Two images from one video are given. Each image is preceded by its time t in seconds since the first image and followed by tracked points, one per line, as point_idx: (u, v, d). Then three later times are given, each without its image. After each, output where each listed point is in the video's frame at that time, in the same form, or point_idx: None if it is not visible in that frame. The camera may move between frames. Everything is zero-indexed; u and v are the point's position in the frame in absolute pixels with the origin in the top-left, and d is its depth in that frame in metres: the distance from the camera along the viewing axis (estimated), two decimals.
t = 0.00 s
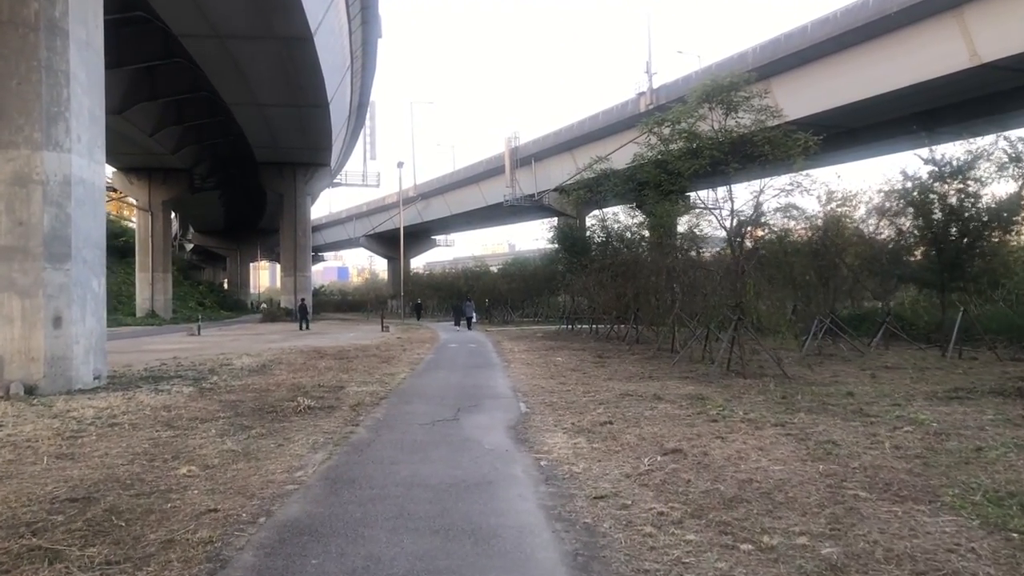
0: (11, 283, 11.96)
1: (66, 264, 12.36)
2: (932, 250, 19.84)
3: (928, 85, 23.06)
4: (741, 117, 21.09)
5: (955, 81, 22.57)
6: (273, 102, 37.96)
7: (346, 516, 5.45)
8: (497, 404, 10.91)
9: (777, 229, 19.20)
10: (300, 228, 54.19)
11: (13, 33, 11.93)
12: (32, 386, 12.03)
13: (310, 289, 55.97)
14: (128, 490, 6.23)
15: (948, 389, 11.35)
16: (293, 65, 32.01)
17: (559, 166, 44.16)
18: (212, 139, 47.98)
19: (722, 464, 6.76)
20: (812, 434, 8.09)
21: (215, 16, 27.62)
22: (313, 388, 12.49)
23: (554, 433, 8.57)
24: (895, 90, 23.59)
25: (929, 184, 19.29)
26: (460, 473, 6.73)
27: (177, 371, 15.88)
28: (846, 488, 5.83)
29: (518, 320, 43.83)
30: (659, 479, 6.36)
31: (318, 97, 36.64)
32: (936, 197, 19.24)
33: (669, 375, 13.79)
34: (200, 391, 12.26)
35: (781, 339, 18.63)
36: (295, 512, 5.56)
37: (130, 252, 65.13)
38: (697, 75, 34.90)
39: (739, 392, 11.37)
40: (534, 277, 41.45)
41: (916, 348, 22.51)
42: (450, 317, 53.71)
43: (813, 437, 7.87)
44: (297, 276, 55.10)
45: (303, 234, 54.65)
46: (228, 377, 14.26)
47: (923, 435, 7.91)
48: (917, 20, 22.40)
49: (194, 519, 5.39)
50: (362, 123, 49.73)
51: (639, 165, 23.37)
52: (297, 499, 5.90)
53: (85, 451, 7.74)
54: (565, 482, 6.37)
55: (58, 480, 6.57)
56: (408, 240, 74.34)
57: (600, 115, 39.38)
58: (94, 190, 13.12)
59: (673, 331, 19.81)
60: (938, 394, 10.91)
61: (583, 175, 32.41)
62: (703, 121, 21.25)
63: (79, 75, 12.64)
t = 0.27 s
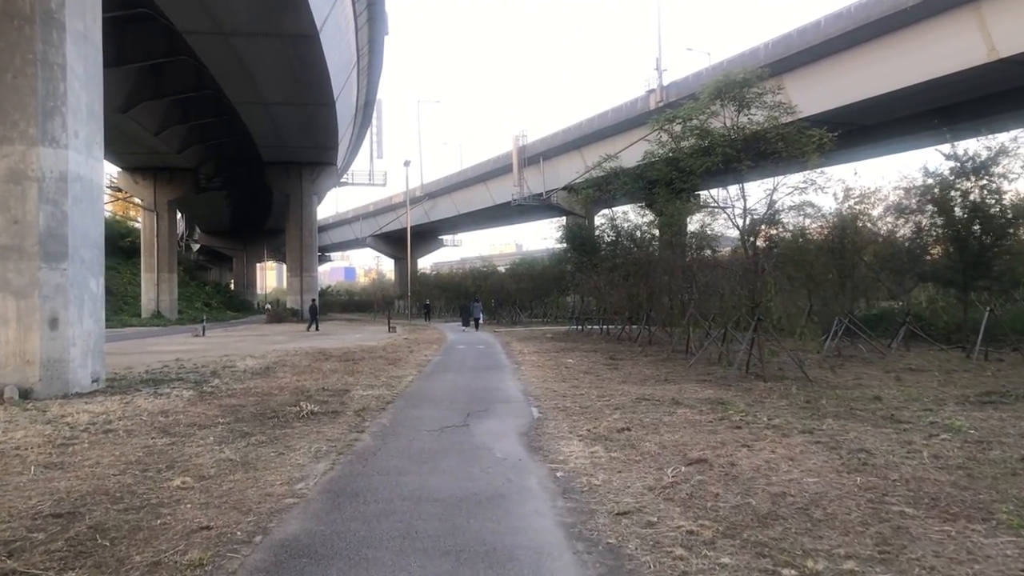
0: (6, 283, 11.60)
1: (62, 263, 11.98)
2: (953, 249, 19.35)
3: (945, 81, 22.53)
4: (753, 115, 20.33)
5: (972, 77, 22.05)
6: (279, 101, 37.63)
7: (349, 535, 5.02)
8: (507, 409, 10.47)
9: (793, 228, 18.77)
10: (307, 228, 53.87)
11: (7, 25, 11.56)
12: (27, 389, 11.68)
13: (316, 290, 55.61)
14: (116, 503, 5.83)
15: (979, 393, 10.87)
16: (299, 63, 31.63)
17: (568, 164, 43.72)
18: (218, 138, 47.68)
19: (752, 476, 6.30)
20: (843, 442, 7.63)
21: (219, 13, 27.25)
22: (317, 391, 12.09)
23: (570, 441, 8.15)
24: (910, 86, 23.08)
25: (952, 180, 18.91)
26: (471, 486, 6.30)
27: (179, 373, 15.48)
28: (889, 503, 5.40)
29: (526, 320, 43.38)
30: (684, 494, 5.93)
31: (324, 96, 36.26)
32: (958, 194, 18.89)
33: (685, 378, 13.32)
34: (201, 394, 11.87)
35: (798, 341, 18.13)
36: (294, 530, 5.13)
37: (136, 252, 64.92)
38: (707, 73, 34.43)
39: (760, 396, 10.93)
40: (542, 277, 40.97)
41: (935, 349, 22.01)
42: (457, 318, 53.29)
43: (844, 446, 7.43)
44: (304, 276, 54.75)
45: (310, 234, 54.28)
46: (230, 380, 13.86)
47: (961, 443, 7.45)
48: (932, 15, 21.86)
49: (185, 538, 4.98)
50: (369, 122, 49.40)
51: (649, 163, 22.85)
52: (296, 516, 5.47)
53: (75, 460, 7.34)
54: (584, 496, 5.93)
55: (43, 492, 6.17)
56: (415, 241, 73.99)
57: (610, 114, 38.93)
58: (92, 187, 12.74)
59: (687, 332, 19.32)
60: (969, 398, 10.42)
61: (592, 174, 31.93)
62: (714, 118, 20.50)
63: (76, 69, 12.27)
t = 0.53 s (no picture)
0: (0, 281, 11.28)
1: (59, 260, 11.65)
2: (970, 249, 18.98)
3: (958, 79, 22.04)
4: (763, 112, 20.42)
5: (986, 74, 21.57)
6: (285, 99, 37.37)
7: (348, 550, 4.66)
8: (516, 411, 10.12)
9: (803, 227, 19.16)
10: (313, 227, 53.61)
11: (4, 15, 11.24)
12: (22, 389, 11.36)
13: (322, 289, 55.34)
14: (103, 512, 5.49)
15: (1006, 397, 10.48)
16: (305, 60, 31.33)
17: (575, 163, 43.35)
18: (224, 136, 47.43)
19: (778, 486, 5.92)
20: (871, 448, 7.24)
21: (225, 8, 26.95)
22: (319, 392, 11.74)
23: (582, 445, 7.77)
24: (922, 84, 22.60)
25: (969, 178, 18.58)
26: (479, 495, 5.92)
27: (179, 373, 15.15)
28: (930, 518, 5.01)
29: (533, 320, 43.04)
30: (707, 505, 5.55)
31: (330, 93, 35.94)
32: (975, 193, 18.55)
33: (698, 379, 12.97)
34: (200, 395, 11.54)
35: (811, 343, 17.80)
36: (290, 544, 4.79)
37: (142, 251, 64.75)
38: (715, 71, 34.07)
39: (778, 399, 10.53)
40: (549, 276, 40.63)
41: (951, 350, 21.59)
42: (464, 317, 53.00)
43: (872, 452, 7.04)
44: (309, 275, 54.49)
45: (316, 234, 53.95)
46: (231, 380, 13.52)
47: (995, 451, 7.05)
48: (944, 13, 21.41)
49: (171, 552, 4.62)
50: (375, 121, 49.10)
51: (658, 162, 22.56)
52: (293, 528, 5.10)
53: (64, 465, 7.01)
54: (599, 507, 5.55)
55: (25, 501, 5.81)
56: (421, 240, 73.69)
57: (617, 112, 38.51)
58: (91, 182, 12.42)
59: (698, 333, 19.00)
60: (997, 402, 10.04)
61: (599, 173, 31.61)
62: (722, 117, 20.50)
63: (74, 60, 11.94)
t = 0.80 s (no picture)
0: None
1: (43, 261, 11.23)
2: (980, 247, 18.58)
3: (964, 76, 21.55)
4: (766, 110, 19.86)
5: (993, 71, 21.10)
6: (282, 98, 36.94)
7: None
8: (519, 418, 9.69)
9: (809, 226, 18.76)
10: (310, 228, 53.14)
11: None
12: (4, 395, 10.93)
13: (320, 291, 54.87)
14: (74, 534, 5.07)
15: None
16: (301, 58, 30.90)
17: (574, 163, 42.92)
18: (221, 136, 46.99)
19: (804, 502, 5.49)
20: (898, 459, 6.82)
21: (219, 5, 26.51)
22: (314, 398, 11.30)
23: (590, 456, 7.34)
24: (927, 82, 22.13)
25: (980, 175, 18.19)
26: (483, 514, 5.48)
27: (171, 378, 14.72)
28: (974, 540, 4.59)
29: (533, 322, 42.59)
30: (730, 525, 5.12)
31: (327, 92, 35.49)
32: (985, 190, 18.16)
33: (705, 384, 12.55)
34: (190, 402, 11.10)
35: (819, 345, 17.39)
36: (275, 572, 4.34)
37: (138, 252, 64.29)
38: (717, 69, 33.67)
39: (792, 404, 10.11)
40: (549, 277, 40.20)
41: (961, 351, 21.17)
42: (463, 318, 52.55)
43: (900, 463, 6.60)
44: (307, 277, 54.04)
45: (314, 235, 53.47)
46: (223, 385, 13.09)
47: None
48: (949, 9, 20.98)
49: None
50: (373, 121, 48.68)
51: (660, 162, 22.17)
52: (280, 554, 4.66)
53: (40, 479, 6.58)
54: (612, 528, 5.12)
55: None
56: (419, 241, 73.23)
57: (617, 111, 38.07)
58: (77, 181, 11.99)
59: (703, 335, 18.61)
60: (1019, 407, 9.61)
61: (599, 172, 31.19)
62: (725, 116, 20.04)
63: (59, 54, 11.52)
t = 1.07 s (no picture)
0: None
1: (46, 258, 10.91)
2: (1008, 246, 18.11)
3: (988, 72, 20.93)
4: (780, 108, 19.18)
5: (1017, 67, 20.52)
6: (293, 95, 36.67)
7: None
8: (535, 422, 9.29)
9: (829, 225, 18.28)
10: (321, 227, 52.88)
11: None
12: (5, 395, 10.62)
13: (330, 289, 54.62)
14: (63, 549, 4.72)
15: None
16: (312, 54, 30.59)
17: (587, 161, 42.47)
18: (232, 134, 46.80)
19: (847, 518, 5.08)
20: (942, 470, 6.39)
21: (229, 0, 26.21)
22: (323, 400, 10.94)
23: (612, 464, 6.94)
24: (949, 78, 21.49)
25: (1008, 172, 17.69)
26: (501, 529, 5.08)
27: (177, 377, 14.39)
28: None
29: (545, 321, 42.18)
30: (770, 543, 4.72)
31: (338, 89, 35.18)
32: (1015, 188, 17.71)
33: (726, 386, 12.11)
34: (195, 402, 10.76)
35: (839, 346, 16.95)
36: None
37: (150, 250, 64.24)
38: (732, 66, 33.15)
39: (820, 409, 9.68)
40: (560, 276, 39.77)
41: (985, 353, 20.65)
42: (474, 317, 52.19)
43: (945, 475, 6.18)
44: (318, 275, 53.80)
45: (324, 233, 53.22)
46: (230, 385, 12.75)
47: None
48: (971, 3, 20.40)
49: None
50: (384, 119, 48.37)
51: (676, 160, 21.72)
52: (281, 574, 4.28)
53: (34, 486, 6.23)
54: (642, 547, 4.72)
55: None
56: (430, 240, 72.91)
57: (630, 109, 37.60)
58: (81, 175, 11.68)
59: (721, 336, 18.16)
60: None
61: (612, 170, 30.75)
62: (741, 113, 19.53)
63: (62, 45, 11.20)
